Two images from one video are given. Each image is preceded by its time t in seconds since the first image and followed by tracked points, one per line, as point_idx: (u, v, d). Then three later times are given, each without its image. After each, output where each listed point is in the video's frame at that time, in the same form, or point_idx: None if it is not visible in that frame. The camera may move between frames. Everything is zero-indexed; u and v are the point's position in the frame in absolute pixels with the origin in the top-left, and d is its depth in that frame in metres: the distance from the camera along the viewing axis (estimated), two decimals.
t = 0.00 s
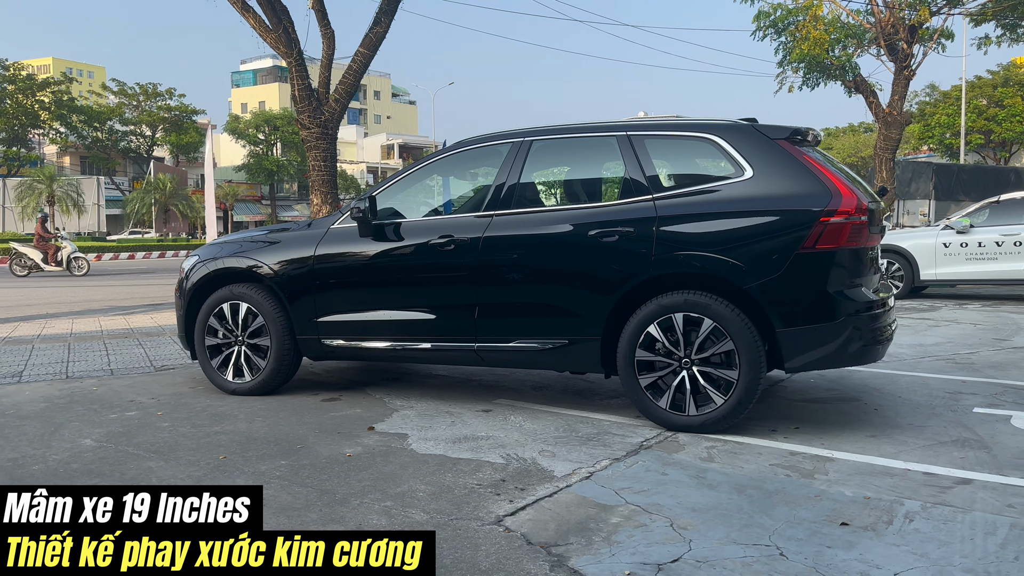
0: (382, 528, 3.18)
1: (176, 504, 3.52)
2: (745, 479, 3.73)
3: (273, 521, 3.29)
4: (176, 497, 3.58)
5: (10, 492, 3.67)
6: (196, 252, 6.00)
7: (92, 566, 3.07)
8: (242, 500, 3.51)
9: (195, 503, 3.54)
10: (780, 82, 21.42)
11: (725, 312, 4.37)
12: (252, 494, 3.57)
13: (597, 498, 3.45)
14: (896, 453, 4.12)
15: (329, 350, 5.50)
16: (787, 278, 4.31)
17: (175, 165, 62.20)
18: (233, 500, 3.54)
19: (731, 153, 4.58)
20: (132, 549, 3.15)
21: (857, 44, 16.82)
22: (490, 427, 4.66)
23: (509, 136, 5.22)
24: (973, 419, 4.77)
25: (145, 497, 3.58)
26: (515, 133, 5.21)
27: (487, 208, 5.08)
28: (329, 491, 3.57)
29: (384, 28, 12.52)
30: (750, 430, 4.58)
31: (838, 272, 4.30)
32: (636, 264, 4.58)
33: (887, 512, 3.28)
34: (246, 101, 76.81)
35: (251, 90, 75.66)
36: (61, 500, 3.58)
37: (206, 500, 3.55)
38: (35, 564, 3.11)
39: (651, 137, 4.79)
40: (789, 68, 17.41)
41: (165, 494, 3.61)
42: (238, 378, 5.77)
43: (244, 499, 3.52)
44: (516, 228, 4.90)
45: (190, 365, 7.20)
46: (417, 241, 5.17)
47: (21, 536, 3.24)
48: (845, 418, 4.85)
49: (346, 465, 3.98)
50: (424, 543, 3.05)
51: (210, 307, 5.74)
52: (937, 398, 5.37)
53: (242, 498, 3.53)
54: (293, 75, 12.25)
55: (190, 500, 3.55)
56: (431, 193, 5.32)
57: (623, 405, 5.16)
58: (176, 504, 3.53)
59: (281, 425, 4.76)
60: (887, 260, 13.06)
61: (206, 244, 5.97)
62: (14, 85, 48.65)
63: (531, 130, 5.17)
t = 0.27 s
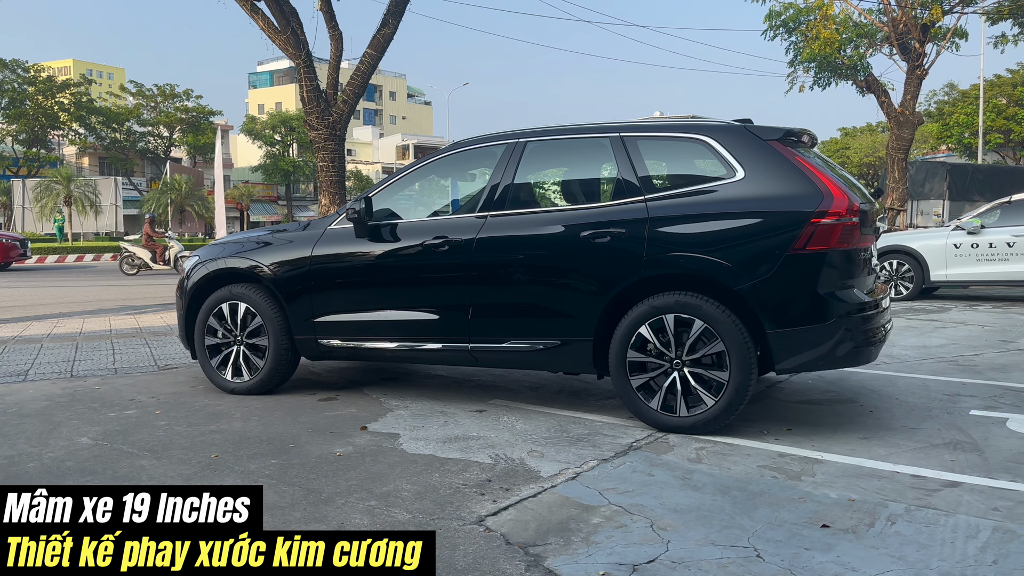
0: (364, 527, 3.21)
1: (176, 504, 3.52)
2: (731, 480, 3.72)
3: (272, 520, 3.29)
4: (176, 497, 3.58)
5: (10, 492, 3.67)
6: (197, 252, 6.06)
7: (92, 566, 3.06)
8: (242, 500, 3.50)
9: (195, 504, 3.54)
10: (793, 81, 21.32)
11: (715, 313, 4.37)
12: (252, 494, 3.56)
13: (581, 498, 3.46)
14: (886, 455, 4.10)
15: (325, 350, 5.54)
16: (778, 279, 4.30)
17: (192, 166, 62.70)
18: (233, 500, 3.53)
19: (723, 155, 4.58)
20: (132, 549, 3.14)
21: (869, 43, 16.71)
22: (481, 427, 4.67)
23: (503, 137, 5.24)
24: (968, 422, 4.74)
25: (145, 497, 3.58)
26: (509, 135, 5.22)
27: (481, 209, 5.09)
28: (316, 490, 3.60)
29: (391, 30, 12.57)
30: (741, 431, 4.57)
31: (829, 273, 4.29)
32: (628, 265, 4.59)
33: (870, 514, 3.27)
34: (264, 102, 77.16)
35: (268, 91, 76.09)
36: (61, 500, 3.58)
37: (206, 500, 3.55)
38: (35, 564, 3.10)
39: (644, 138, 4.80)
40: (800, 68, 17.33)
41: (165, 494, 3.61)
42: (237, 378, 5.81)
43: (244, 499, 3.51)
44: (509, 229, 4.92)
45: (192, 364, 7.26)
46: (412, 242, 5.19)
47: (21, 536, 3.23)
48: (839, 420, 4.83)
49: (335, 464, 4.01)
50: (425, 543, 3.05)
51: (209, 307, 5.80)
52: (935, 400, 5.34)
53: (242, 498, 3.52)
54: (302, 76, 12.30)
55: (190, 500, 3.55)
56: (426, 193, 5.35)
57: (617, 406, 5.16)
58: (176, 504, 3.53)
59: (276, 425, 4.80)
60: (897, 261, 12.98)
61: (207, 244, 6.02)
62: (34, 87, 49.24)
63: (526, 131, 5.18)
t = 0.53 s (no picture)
0: (346, 524, 3.23)
1: (176, 504, 3.53)
2: (717, 481, 3.72)
3: (273, 520, 3.28)
4: (176, 498, 3.58)
5: (10, 492, 3.68)
6: (198, 252, 6.11)
7: (92, 566, 3.07)
8: (242, 500, 3.51)
9: (195, 504, 3.55)
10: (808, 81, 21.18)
11: (706, 313, 4.36)
12: (252, 494, 3.56)
13: (565, 498, 3.47)
14: (876, 457, 4.07)
15: (323, 350, 5.57)
16: (770, 279, 4.29)
17: (210, 167, 63.16)
18: (233, 500, 3.54)
19: (716, 155, 4.57)
20: (132, 549, 3.14)
21: (881, 42, 16.59)
22: (474, 427, 4.69)
23: (499, 137, 5.25)
24: (964, 424, 4.70)
25: (145, 497, 3.59)
26: (504, 135, 5.23)
27: (476, 208, 5.11)
28: (302, 488, 3.62)
29: (400, 31, 12.60)
30: (733, 432, 4.56)
31: (821, 273, 4.27)
32: (620, 265, 4.59)
33: (853, 516, 3.25)
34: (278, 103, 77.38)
35: (285, 92, 76.53)
36: (61, 500, 3.59)
37: (206, 500, 3.56)
38: (35, 564, 3.10)
39: (637, 138, 4.80)
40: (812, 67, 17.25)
41: (164, 494, 3.61)
42: (236, 377, 5.86)
43: (244, 500, 3.52)
44: (503, 229, 4.93)
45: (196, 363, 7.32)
46: (408, 242, 5.22)
47: (21, 536, 3.23)
48: (833, 421, 4.81)
49: (325, 463, 4.03)
50: (425, 543, 3.05)
51: (210, 306, 5.85)
52: (933, 402, 5.29)
53: (242, 498, 3.52)
54: (310, 77, 12.37)
55: (190, 500, 3.56)
56: (422, 193, 5.37)
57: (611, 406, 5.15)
58: (176, 504, 3.53)
59: (271, 423, 4.84)
60: (908, 262, 12.88)
61: (208, 244, 6.08)
62: (54, 89, 49.81)
63: (521, 131, 5.19)
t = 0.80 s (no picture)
0: (329, 522, 3.25)
1: (176, 504, 3.53)
2: (704, 481, 3.71)
3: (273, 521, 3.27)
4: (176, 498, 3.58)
5: (10, 492, 3.68)
6: (199, 251, 6.15)
7: (92, 566, 3.07)
8: (242, 500, 3.51)
9: (195, 503, 3.55)
10: (821, 79, 21.04)
11: (698, 313, 4.35)
12: (252, 494, 3.56)
13: (550, 497, 3.47)
14: (867, 458, 4.04)
15: (320, 349, 5.60)
16: (761, 279, 4.27)
17: (226, 167, 63.60)
18: (233, 500, 3.54)
19: (709, 154, 4.55)
20: (132, 549, 3.15)
21: (894, 41, 16.46)
22: (466, 426, 4.70)
23: (494, 137, 5.25)
24: (960, 425, 4.65)
25: (145, 497, 3.59)
26: (499, 134, 5.24)
27: (470, 208, 5.11)
28: (290, 486, 3.65)
29: (408, 32, 12.61)
30: (725, 433, 4.54)
31: (812, 274, 4.25)
32: (612, 264, 4.58)
33: (837, 517, 3.23)
34: (302, 103, 77.87)
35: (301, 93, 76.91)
36: (61, 500, 3.59)
37: (206, 500, 3.56)
38: (35, 564, 3.11)
39: (631, 138, 4.79)
40: (824, 66, 17.16)
41: (165, 494, 3.61)
42: (235, 375, 5.90)
43: (244, 499, 3.51)
44: (497, 228, 4.94)
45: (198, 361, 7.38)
46: (403, 242, 5.23)
47: (22, 535, 3.24)
48: (828, 422, 4.78)
49: (315, 461, 4.05)
50: (424, 543, 3.04)
51: (210, 305, 5.89)
52: (932, 403, 5.25)
53: (242, 498, 3.52)
54: (319, 78, 12.42)
55: (190, 500, 3.56)
56: (418, 193, 5.39)
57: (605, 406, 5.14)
58: (176, 504, 3.54)
59: (265, 422, 4.87)
60: (919, 262, 12.77)
61: (209, 243, 6.12)
62: (73, 91, 50.34)
63: (515, 131, 5.19)
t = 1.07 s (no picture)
0: (318, 519, 3.27)
1: (176, 504, 3.51)
2: (694, 481, 3.70)
3: (275, 521, 3.27)
4: (176, 498, 3.56)
5: (10, 492, 3.65)
6: (202, 251, 6.20)
7: (92, 566, 3.06)
8: (242, 500, 3.49)
9: (195, 504, 3.53)
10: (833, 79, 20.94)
11: (692, 313, 4.35)
12: (252, 494, 3.54)
13: (539, 496, 3.48)
14: (860, 459, 4.02)
15: (319, 348, 5.64)
16: (755, 279, 4.26)
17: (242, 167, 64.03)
18: (233, 500, 3.52)
19: (704, 154, 4.55)
20: (132, 549, 3.13)
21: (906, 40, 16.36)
22: (461, 425, 4.71)
23: (492, 137, 5.26)
24: (958, 427, 4.62)
25: (145, 497, 3.57)
26: (497, 134, 5.25)
27: (468, 208, 5.13)
28: (282, 484, 3.68)
29: (417, 32, 12.61)
30: (720, 433, 4.53)
31: (807, 274, 4.23)
32: (608, 264, 4.59)
33: (825, 518, 3.22)
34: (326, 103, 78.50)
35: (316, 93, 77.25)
36: (60, 500, 3.57)
37: (206, 500, 3.54)
38: (35, 564, 3.08)
39: (627, 138, 4.79)
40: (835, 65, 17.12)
41: (165, 494, 3.59)
42: (237, 373, 5.95)
43: (244, 499, 3.50)
44: (494, 228, 4.95)
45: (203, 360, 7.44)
46: (402, 241, 5.25)
47: (21, 535, 3.21)
48: (825, 422, 4.76)
49: (309, 460, 4.08)
50: (424, 543, 3.03)
51: (211, 304, 5.94)
52: (931, 404, 5.21)
53: (242, 498, 3.50)
54: (327, 78, 12.45)
55: (190, 500, 3.54)
56: (416, 193, 5.41)
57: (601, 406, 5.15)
58: (176, 504, 3.52)
59: (263, 420, 4.91)
60: (930, 262, 12.68)
61: (211, 243, 6.17)
62: (92, 92, 50.85)
63: (513, 131, 5.20)
